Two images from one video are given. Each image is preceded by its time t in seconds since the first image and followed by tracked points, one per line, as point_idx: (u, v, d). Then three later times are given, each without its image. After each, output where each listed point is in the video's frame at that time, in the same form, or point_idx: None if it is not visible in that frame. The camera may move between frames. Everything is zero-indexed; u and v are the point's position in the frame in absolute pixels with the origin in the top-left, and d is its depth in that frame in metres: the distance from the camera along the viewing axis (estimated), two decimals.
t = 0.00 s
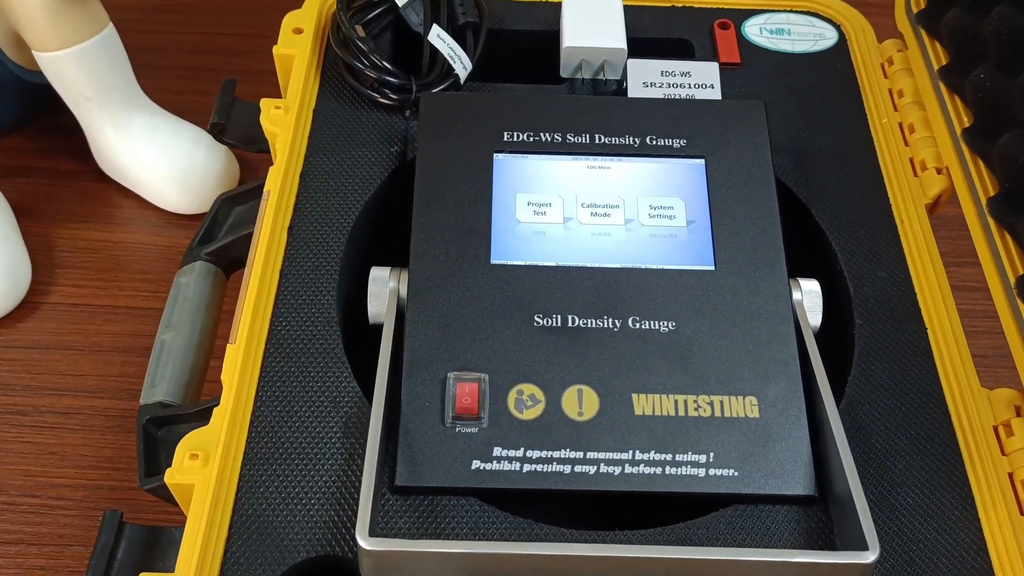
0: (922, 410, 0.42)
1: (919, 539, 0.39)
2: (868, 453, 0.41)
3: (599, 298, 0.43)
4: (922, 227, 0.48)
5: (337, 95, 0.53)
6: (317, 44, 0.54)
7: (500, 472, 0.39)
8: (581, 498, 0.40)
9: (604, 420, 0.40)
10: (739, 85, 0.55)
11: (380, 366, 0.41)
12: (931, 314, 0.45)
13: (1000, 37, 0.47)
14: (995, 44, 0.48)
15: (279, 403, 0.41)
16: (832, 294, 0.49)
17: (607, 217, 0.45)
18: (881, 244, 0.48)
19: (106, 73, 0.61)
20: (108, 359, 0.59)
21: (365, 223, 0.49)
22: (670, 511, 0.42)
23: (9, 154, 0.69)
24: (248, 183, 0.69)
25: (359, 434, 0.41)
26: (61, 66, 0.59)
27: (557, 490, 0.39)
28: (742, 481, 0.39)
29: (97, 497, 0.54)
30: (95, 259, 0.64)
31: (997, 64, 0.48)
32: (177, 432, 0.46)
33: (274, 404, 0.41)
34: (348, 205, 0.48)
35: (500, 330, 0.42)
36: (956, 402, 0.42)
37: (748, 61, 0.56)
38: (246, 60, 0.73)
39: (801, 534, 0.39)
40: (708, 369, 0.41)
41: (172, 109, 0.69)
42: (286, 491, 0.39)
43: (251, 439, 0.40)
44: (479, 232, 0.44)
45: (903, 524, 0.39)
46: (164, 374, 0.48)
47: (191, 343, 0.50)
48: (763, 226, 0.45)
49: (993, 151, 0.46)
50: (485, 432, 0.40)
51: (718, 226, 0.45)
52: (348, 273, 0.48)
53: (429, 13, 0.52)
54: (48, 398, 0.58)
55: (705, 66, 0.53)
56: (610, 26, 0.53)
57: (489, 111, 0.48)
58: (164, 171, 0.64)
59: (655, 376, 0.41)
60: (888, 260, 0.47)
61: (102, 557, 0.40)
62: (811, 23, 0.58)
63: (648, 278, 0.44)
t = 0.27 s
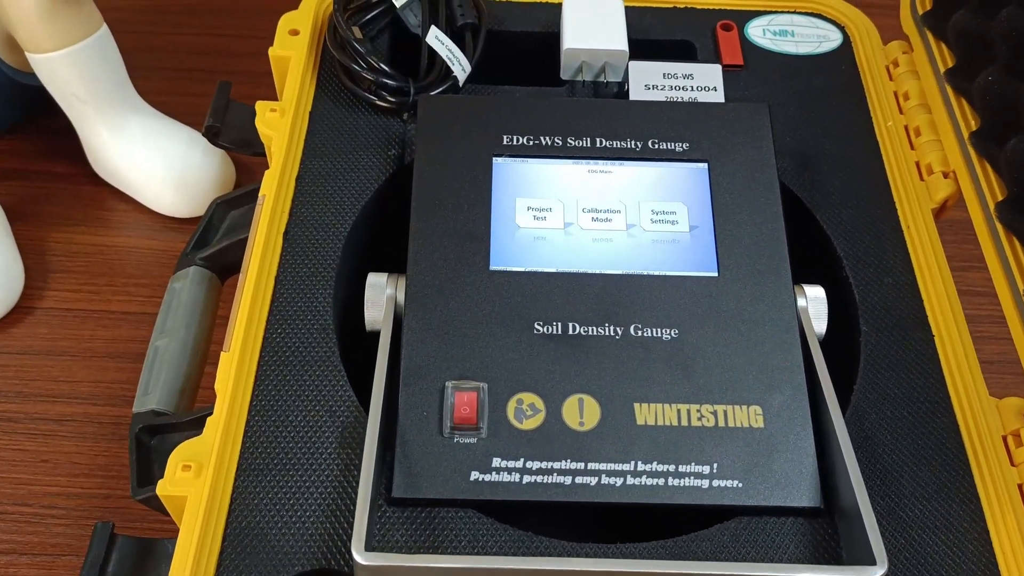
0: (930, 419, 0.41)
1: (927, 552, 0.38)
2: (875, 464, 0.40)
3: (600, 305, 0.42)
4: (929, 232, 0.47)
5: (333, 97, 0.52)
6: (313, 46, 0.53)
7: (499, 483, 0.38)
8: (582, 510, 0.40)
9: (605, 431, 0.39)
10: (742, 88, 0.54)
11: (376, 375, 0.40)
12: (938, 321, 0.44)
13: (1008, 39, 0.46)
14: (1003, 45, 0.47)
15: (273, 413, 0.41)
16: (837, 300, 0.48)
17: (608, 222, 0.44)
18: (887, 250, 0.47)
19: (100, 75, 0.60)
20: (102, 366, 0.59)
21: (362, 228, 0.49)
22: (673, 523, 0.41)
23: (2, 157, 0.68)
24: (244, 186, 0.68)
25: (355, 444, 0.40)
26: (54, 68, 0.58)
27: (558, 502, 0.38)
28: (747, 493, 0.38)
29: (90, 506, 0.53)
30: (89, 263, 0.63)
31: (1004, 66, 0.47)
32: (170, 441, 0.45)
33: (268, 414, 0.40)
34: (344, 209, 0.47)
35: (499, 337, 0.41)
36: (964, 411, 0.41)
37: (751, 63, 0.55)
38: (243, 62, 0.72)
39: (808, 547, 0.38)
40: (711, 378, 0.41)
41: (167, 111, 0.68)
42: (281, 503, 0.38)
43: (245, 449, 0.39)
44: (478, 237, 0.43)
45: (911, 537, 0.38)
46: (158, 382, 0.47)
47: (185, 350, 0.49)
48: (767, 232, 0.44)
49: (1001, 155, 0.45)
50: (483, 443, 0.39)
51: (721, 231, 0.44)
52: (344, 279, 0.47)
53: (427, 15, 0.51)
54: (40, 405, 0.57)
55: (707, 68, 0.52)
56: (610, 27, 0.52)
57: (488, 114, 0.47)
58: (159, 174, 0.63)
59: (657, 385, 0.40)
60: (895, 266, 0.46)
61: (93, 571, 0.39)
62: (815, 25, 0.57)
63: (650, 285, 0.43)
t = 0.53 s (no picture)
0: (934, 426, 0.41)
1: (932, 563, 0.37)
2: (878, 472, 0.39)
3: (599, 309, 0.42)
4: (932, 235, 0.46)
5: (329, 98, 0.51)
6: (308, 47, 0.53)
7: (496, 492, 0.37)
8: (581, 518, 0.39)
9: (604, 438, 0.39)
10: (743, 89, 0.53)
11: (371, 381, 0.40)
12: (943, 326, 0.43)
13: (1013, 40, 0.46)
14: (1007, 46, 0.46)
15: (266, 420, 0.40)
16: (840, 304, 0.47)
17: (607, 226, 0.44)
18: (890, 254, 0.46)
19: (93, 76, 0.59)
20: (95, 370, 0.58)
21: (357, 231, 0.48)
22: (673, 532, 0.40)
23: None
24: (239, 188, 0.67)
25: (349, 451, 0.39)
26: (47, 69, 0.58)
27: (556, 512, 0.37)
28: (748, 502, 0.37)
29: (82, 512, 0.53)
30: (82, 266, 0.63)
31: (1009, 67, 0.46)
32: (163, 448, 0.45)
33: (261, 421, 0.40)
34: (339, 212, 0.47)
35: (496, 343, 0.41)
36: (969, 418, 0.41)
37: (752, 63, 0.54)
38: (238, 62, 0.71)
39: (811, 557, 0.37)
40: (712, 385, 0.40)
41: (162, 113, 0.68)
42: (273, 512, 0.37)
43: (237, 457, 0.39)
44: (475, 241, 0.43)
45: (915, 546, 0.38)
46: (150, 387, 0.47)
47: (178, 354, 0.48)
48: (768, 236, 0.43)
49: (1005, 157, 0.44)
50: (480, 451, 0.38)
51: (722, 235, 0.43)
52: (339, 283, 0.46)
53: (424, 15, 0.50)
54: (33, 410, 0.56)
55: (708, 69, 0.51)
56: (609, 27, 0.51)
57: (485, 116, 0.46)
58: (153, 176, 0.63)
59: (657, 392, 0.40)
60: (898, 270, 0.46)
61: None
62: (817, 25, 0.56)
63: (649, 290, 0.42)
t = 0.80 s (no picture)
0: (938, 435, 0.40)
1: None
2: (881, 483, 0.39)
3: (596, 317, 0.41)
4: (935, 240, 0.46)
5: (323, 102, 0.51)
6: (303, 49, 0.52)
7: (492, 503, 0.37)
8: (578, 530, 0.38)
9: (602, 448, 0.38)
10: (743, 92, 0.52)
11: (365, 390, 0.39)
12: (946, 333, 0.43)
13: (1017, 42, 0.45)
14: (1012, 49, 0.45)
15: (258, 430, 0.39)
16: (842, 311, 0.47)
17: (605, 232, 0.43)
18: (893, 260, 0.45)
19: (86, 78, 0.59)
20: (87, 376, 0.57)
21: (351, 236, 0.47)
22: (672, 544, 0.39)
23: None
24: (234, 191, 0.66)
25: (342, 462, 0.39)
26: (39, 71, 0.57)
27: (552, 523, 0.37)
28: (748, 514, 0.37)
29: (73, 521, 0.52)
30: (74, 270, 0.62)
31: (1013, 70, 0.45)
32: (154, 457, 0.44)
33: (252, 431, 0.39)
34: (333, 218, 0.46)
35: (491, 351, 0.40)
36: (974, 427, 0.40)
37: (752, 66, 0.53)
38: (233, 64, 0.71)
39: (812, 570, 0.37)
40: (712, 394, 0.39)
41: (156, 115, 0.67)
42: (264, 525, 0.37)
43: (228, 468, 0.38)
44: (471, 247, 0.42)
45: (919, 559, 0.37)
46: (141, 395, 0.46)
47: (170, 361, 0.48)
48: (769, 241, 0.43)
49: (1010, 161, 0.43)
50: (476, 461, 0.38)
51: (722, 240, 0.43)
52: (333, 290, 0.45)
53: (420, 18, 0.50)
54: (23, 417, 0.55)
55: (708, 72, 0.51)
56: (608, 29, 0.51)
57: (481, 119, 0.46)
58: (147, 179, 0.62)
59: (656, 401, 0.39)
60: (901, 276, 0.45)
61: None
62: (817, 27, 0.55)
63: (648, 297, 0.41)
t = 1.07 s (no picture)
0: (939, 447, 0.39)
1: None
2: (882, 496, 0.38)
3: (591, 326, 0.40)
4: (936, 247, 0.45)
5: (314, 106, 0.50)
6: (294, 52, 0.51)
7: (483, 518, 0.36)
8: (572, 544, 0.37)
9: (597, 461, 0.37)
10: (741, 95, 0.52)
11: (354, 402, 0.38)
12: (947, 342, 0.42)
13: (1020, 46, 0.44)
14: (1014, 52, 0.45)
15: (245, 442, 0.38)
16: (841, 319, 0.46)
17: (600, 239, 0.42)
18: (893, 267, 0.45)
19: (75, 81, 0.58)
20: (76, 384, 0.56)
21: (342, 243, 0.46)
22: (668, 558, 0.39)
23: None
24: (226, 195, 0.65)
25: (331, 475, 0.38)
26: (28, 74, 0.56)
27: (545, 538, 0.36)
28: (745, 528, 0.36)
29: (61, 531, 0.51)
30: (63, 275, 0.61)
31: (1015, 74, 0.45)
32: (140, 468, 0.43)
33: (239, 443, 0.38)
34: (323, 224, 0.45)
35: (484, 361, 0.39)
36: (976, 439, 0.39)
37: (750, 69, 0.53)
38: (226, 67, 0.70)
39: None
40: (709, 406, 0.38)
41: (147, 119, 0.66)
42: (250, 540, 0.36)
43: (214, 481, 0.37)
44: (464, 255, 0.41)
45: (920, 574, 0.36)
46: (128, 405, 0.45)
47: (158, 370, 0.47)
48: (767, 249, 0.42)
49: (1012, 167, 0.43)
50: (467, 475, 0.37)
51: (719, 248, 0.42)
52: (323, 297, 0.45)
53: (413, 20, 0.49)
54: (11, 425, 0.55)
55: (705, 75, 0.50)
56: (603, 32, 0.50)
57: (474, 124, 0.45)
58: (137, 184, 0.61)
59: (651, 412, 0.38)
60: (901, 283, 0.44)
61: None
62: (816, 29, 0.55)
63: (644, 305, 0.41)
